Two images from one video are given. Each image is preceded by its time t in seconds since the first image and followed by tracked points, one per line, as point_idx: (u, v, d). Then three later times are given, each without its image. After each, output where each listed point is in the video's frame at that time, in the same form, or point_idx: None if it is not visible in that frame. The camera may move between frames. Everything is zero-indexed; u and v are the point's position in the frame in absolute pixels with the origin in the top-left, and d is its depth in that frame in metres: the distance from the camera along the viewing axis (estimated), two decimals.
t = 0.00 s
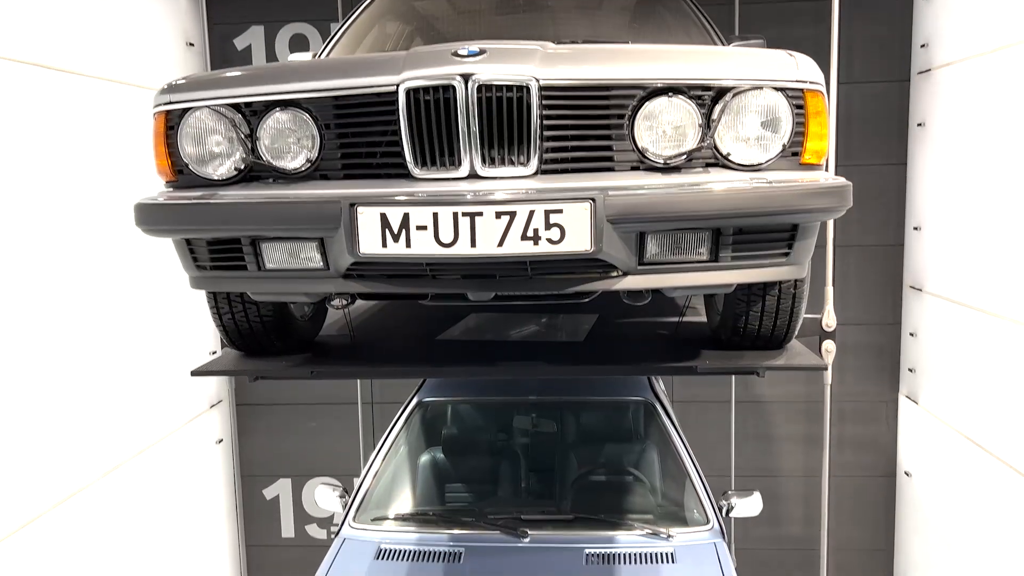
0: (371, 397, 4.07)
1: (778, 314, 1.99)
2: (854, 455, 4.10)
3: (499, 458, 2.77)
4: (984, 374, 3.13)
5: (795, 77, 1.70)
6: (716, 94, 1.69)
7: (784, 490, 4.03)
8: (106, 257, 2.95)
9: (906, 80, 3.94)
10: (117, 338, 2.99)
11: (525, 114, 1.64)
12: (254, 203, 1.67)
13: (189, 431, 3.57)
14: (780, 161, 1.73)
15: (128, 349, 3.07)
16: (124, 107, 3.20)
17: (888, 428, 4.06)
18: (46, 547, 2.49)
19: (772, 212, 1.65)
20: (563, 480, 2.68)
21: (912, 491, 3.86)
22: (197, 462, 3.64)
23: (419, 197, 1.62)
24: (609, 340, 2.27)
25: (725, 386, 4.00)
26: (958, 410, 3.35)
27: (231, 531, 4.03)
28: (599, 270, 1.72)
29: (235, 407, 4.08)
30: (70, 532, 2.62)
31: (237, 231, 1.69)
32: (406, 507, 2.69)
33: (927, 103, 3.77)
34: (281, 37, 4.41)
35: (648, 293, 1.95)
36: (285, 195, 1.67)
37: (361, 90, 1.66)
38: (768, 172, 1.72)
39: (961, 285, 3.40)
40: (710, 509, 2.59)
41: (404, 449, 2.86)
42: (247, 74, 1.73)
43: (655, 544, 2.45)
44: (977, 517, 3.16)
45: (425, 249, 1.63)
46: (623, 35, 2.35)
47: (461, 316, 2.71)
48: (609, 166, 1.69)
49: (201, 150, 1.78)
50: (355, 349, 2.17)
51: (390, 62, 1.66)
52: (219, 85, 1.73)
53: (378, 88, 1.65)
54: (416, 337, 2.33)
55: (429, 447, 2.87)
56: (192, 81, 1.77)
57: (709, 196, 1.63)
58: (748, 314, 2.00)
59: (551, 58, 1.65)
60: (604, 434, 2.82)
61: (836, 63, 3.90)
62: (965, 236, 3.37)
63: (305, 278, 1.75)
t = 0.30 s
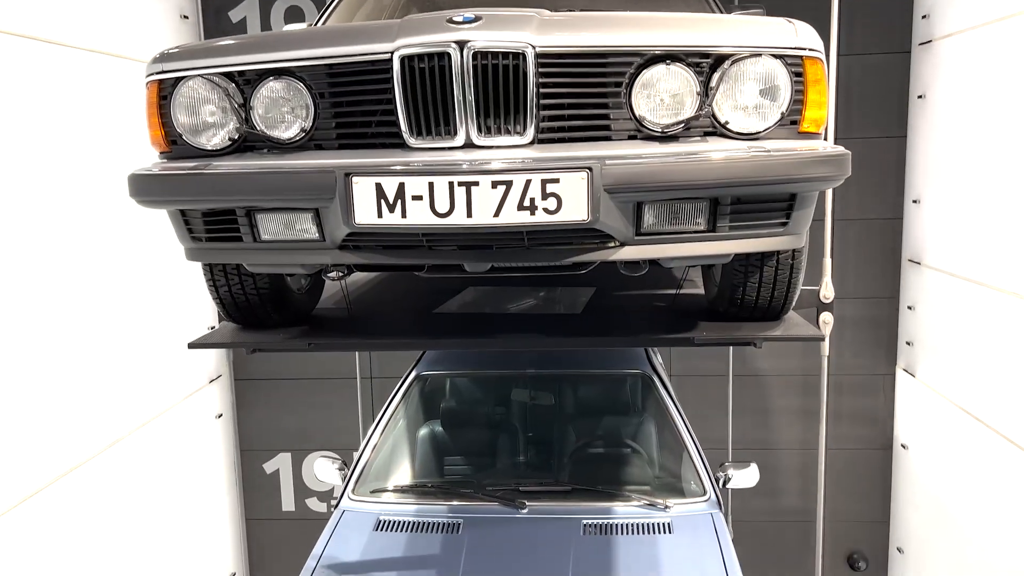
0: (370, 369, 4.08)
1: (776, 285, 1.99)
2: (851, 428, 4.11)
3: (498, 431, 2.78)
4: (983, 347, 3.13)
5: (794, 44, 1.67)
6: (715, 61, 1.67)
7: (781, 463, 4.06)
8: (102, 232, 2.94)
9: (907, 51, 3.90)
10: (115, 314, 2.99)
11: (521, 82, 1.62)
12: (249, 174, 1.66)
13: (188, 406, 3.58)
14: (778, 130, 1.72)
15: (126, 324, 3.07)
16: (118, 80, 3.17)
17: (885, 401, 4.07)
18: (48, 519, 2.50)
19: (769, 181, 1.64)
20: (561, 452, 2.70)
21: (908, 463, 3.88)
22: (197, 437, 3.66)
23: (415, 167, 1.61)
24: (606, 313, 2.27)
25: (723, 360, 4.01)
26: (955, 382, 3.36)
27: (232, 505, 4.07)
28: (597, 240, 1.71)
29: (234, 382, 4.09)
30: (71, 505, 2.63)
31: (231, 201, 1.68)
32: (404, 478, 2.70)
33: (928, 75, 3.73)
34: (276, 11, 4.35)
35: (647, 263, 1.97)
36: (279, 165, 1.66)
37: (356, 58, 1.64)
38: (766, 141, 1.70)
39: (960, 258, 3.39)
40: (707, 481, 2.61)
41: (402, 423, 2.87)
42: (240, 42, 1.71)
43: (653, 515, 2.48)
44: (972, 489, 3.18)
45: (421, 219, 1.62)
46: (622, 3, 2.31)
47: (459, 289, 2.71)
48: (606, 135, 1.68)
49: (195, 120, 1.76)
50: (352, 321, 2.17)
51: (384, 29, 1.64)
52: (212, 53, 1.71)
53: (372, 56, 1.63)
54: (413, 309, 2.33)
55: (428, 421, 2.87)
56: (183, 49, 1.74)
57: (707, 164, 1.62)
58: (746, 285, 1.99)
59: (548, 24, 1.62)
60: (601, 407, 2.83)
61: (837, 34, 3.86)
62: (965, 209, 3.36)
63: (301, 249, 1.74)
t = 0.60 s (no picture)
0: (369, 338, 4.10)
1: (774, 248, 1.99)
2: (849, 395, 4.13)
3: (496, 398, 2.79)
4: (982, 312, 3.12)
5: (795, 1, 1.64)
6: (713, 19, 1.64)
7: (778, 429, 4.08)
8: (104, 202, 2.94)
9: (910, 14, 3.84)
10: (113, 282, 2.98)
11: (516, 41, 1.59)
12: (241, 136, 1.64)
13: (187, 376, 3.59)
14: (777, 90, 1.70)
15: (125, 293, 3.07)
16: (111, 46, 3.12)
17: (882, 367, 4.08)
18: (52, 485, 2.53)
19: (768, 141, 1.62)
20: (559, 418, 2.72)
21: (905, 429, 3.90)
22: (198, 407, 3.67)
23: (409, 127, 1.59)
24: (603, 278, 2.26)
25: (721, 327, 4.02)
26: (953, 348, 3.37)
27: (233, 473, 4.09)
28: (593, 202, 1.69)
29: (232, 351, 4.09)
30: (74, 472, 2.65)
31: (223, 164, 1.66)
32: (402, 445, 2.73)
33: (930, 38, 3.68)
34: None
35: (643, 226, 1.96)
36: (272, 127, 1.64)
37: (347, 17, 1.61)
38: (766, 101, 1.68)
39: (960, 224, 3.37)
40: (704, 446, 2.63)
41: (401, 391, 2.87)
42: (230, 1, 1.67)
43: (649, 479, 2.51)
44: (966, 453, 3.20)
45: (416, 181, 1.61)
46: None
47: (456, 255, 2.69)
48: (603, 95, 1.66)
49: (185, 82, 1.74)
50: (348, 287, 2.16)
51: None
52: (201, 13, 1.68)
53: (365, 15, 1.60)
54: (410, 275, 2.32)
55: (426, 389, 2.88)
56: (172, 8, 1.71)
57: (705, 124, 1.60)
58: (743, 249, 1.99)
59: None
60: (599, 373, 2.84)
61: None
62: (965, 175, 3.33)
63: (295, 212, 1.73)
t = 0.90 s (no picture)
0: (368, 304, 4.10)
1: (774, 207, 1.97)
2: (848, 357, 4.13)
3: (495, 363, 2.80)
4: (981, 275, 3.11)
5: None
6: None
7: (776, 392, 4.09)
8: (97, 167, 2.91)
9: None
10: (109, 248, 2.97)
11: None
12: (234, 93, 1.61)
13: (186, 342, 3.59)
14: (778, 44, 1.67)
15: (121, 258, 3.05)
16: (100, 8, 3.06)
17: (881, 330, 4.08)
18: (54, 449, 2.54)
19: (769, 96, 1.60)
20: (557, 381, 2.73)
21: (902, 392, 3.91)
22: (198, 372, 3.68)
23: (404, 83, 1.57)
24: (602, 240, 2.25)
25: (720, 291, 4.01)
26: (952, 311, 3.37)
27: (233, 438, 4.10)
28: (592, 160, 1.68)
29: (231, 318, 4.09)
30: (75, 436, 2.67)
31: (216, 122, 1.64)
32: (401, 408, 2.74)
33: None
34: None
35: (642, 184, 1.98)
36: (265, 84, 1.61)
37: None
38: (767, 56, 1.65)
39: (961, 186, 3.35)
40: (702, 407, 2.65)
41: (400, 355, 2.87)
42: None
43: (647, 441, 2.52)
44: (960, 414, 3.23)
45: (411, 139, 1.59)
46: None
47: (454, 217, 2.67)
48: (602, 50, 1.63)
49: (176, 38, 1.70)
50: (345, 249, 2.14)
51: None
52: None
53: None
54: (407, 238, 2.30)
55: (425, 353, 2.88)
56: None
57: (705, 79, 1.57)
58: (743, 208, 1.97)
59: None
60: (597, 337, 2.84)
61: None
62: (967, 136, 3.30)
63: (290, 171, 1.72)
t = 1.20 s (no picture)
0: (366, 268, 4.08)
1: (775, 163, 1.95)
2: (848, 320, 4.12)
3: (494, 325, 2.79)
4: (982, 235, 3.09)
5: None
6: None
7: (776, 354, 4.09)
8: (90, 128, 2.87)
9: None
10: (105, 210, 2.94)
11: None
12: (224, 45, 1.57)
13: (185, 307, 3.58)
14: None
15: (117, 222, 3.03)
16: None
17: (881, 292, 4.07)
18: (56, 411, 2.55)
19: (772, 47, 1.56)
20: (557, 342, 2.73)
21: (901, 353, 3.91)
22: (197, 337, 3.68)
23: (399, 34, 1.53)
24: (601, 199, 2.22)
25: (720, 255, 3.99)
26: (952, 272, 3.35)
27: (233, 402, 4.11)
28: (591, 114, 1.64)
29: (229, 282, 4.08)
30: (77, 398, 2.67)
31: (208, 76, 1.60)
32: (401, 370, 2.74)
33: None
34: None
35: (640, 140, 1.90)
36: (256, 36, 1.57)
37: None
38: (770, 6, 1.61)
39: (964, 146, 3.31)
40: (701, 368, 2.64)
41: (399, 317, 2.86)
42: None
43: (646, 401, 2.53)
44: (958, 374, 3.23)
45: (406, 91, 1.55)
46: None
47: (451, 178, 2.64)
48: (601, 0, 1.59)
49: None
50: (342, 209, 2.12)
51: None
52: None
53: None
54: (404, 197, 2.28)
55: (424, 315, 2.86)
56: None
57: (707, 29, 1.53)
58: (744, 164, 1.95)
59: None
60: (597, 299, 2.83)
61: None
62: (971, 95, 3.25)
63: (283, 127, 1.68)
